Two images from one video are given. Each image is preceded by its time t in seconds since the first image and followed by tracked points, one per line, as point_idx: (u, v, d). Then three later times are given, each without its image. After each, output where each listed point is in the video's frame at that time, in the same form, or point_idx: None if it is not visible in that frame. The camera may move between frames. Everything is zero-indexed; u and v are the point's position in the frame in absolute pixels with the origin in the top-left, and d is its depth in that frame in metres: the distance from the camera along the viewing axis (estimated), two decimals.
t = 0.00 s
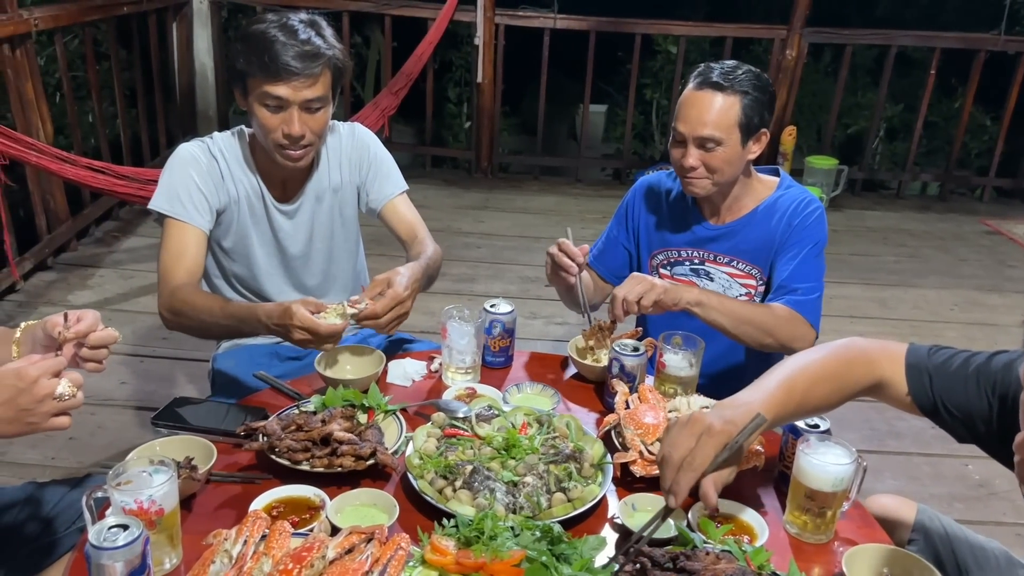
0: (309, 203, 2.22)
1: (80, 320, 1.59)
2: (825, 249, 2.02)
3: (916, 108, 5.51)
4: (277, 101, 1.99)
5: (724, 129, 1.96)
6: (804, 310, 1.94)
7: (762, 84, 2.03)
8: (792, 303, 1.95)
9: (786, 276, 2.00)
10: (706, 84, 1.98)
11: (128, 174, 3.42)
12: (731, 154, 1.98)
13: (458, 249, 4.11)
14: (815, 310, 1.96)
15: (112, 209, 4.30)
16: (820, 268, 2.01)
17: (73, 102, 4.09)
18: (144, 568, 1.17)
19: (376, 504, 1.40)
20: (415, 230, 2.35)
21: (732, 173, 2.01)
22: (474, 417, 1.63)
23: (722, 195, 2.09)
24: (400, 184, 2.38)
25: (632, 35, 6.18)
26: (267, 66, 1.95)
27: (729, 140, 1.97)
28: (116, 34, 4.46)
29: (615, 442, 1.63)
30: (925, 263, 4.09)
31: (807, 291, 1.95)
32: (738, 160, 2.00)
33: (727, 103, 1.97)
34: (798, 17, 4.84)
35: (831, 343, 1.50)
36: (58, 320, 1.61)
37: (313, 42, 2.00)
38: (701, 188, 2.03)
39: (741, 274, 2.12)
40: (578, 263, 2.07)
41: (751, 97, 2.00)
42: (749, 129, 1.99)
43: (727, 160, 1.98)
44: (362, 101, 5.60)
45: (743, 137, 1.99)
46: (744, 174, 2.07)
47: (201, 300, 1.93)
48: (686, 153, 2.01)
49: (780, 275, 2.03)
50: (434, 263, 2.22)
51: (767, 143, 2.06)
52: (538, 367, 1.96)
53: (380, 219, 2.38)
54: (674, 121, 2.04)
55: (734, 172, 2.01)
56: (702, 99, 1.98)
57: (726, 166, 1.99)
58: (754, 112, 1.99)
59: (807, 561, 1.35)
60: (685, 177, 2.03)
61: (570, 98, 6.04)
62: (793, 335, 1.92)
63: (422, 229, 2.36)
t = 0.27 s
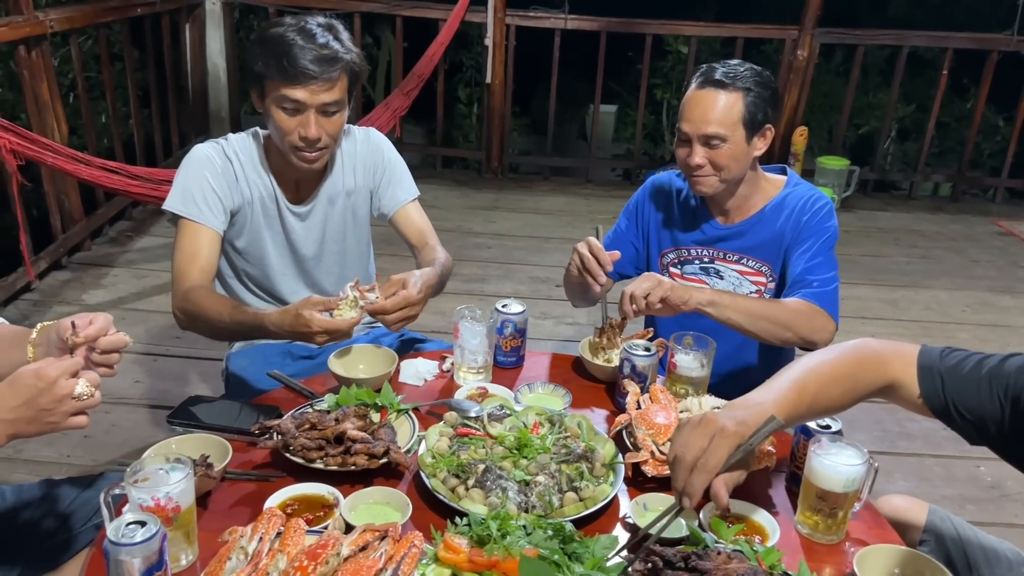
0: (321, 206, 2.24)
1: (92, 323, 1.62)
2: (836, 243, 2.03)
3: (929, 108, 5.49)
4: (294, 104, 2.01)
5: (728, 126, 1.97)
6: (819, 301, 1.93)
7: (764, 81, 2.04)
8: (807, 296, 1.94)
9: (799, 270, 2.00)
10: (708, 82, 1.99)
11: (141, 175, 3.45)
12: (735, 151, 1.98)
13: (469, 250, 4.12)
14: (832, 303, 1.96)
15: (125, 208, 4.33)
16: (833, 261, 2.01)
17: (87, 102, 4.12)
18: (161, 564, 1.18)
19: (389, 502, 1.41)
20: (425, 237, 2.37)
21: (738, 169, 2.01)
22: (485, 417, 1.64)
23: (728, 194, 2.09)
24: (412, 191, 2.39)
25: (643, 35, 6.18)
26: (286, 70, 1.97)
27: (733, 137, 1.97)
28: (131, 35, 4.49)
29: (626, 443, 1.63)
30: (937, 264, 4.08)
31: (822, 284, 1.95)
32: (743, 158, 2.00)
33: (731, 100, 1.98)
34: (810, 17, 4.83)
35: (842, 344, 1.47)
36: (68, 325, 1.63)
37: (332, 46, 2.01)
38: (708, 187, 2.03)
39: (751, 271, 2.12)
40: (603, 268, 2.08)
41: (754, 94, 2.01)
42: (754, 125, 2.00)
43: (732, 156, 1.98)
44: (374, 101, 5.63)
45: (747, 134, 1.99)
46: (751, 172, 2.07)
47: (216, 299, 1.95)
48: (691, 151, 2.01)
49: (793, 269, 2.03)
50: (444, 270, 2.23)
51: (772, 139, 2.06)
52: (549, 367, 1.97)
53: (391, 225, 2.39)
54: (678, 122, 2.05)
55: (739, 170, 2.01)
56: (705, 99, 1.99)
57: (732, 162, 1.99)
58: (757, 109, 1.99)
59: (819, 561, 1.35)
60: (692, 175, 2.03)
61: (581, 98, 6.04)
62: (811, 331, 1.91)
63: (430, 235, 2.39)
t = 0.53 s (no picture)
0: (334, 208, 2.25)
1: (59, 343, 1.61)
2: (847, 243, 2.03)
3: (943, 108, 5.47)
4: (305, 107, 2.03)
5: (739, 125, 1.98)
6: (833, 301, 1.94)
7: (777, 83, 2.05)
8: (820, 296, 1.94)
9: (811, 269, 2.00)
10: (722, 78, 2.00)
11: (157, 176, 3.49)
12: (744, 149, 1.98)
13: (481, 250, 4.13)
14: (845, 302, 1.96)
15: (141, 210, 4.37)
16: (845, 261, 2.01)
17: (103, 104, 4.16)
18: (178, 561, 1.20)
19: (403, 501, 1.43)
20: (434, 246, 2.38)
21: (745, 169, 2.01)
22: (498, 417, 1.65)
23: (737, 193, 2.09)
24: (424, 199, 2.40)
25: (655, 36, 6.19)
26: (297, 72, 1.99)
27: (743, 136, 1.98)
28: (146, 38, 4.53)
29: (637, 443, 1.64)
30: (951, 264, 4.06)
31: (835, 284, 1.95)
32: (752, 158, 2.00)
33: (743, 99, 1.99)
34: (823, 17, 4.82)
35: (849, 348, 1.47)
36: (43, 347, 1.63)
37: (342, 49, 2.03)
38: (714, 185, 2.04)
39: (763, 272, 2.13)
40: (611, 269, 2.08)
41: (766, 94, 2.01)
42: (764, 124, 2.00)
43: (741, 155, 1.99)
44: (386, 102, 5.65)
45: (756, 132, 1.99)
46: (761, 173, 2.06)
47: (237, 298, 1.98)
48: (700, 146, 2.02)
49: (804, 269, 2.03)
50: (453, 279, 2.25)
51: (782, 141, 2.06)
52: (561, 368, 1.98)
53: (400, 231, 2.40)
54: (691, 117, 2.07)
55: (747, 170, 2.01)
56: (720, 94, 2.00)
57: (739, 160, 1.99)
58: (769, 109, 2.00)
59: (831, 562, 1.36)
60: (699, 168, 2.04)
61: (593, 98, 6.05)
62: (826, 331, 1.91)
63: (439, 243, 2.40)
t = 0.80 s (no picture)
0: (341, 209, 2.26)
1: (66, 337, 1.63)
2: (851, 242, 2.02)
3: (952, 107, 5.44)
4: (309, 107, 2.04)
5: (744, 125, 1.97)
6: (837, 301, 1.93)
7: (783, 83, 2.04)
8: (825, 296, 1.94)
9: (817, 269, 2.00)
10: (727, 78, 2.01)
11: (166, 177, 3.51)
12: (750, 148, 1.98)
13: (489, 250, 4.14)
14: (848, 303, 1.95)
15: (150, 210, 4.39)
16: (850, 261, 2.00)
17: (113, 104, 4.18)
18: (188, 560, 1.21)
19: (411, 500, 1.43)
20: (444, 243, 2.39)
21: (751, 169, 2.01)
22: (506, 417, 1.65)
23: (743, 191, 2.09)
24: (432, 198, 2.41)
25: (663, 35, 6.18)
26: (300, 73, 2.00)
27: (749, 136, 1.98)
28: (155, 39, 4.55)
29: (644, 443, 1.64)
30: (960, 264, 4.04)
31: (839, 284, 1.94)
32: (758, 157, 2.00)
33: (748, 98, 1.99)
34: (832, 16, 4.80)
35: (859, 347, 1.47)
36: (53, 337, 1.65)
37: (344, 47, 2.03)
38: (719, 183, 2.04)
39: (768, 272, 2.12)
40: (611, 269, 2.09)
41: (771, 94, 2.01)
42: (769, 124, 1.99)
43: (746, 154, 1.98)
44: (394, 101, 5.66)
45: (762, 132, 1.99)
46: (767, 172, 2.06)
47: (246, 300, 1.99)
48: (705, 146, 2.03)
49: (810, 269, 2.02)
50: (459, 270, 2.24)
51: (788, 140, 2.06)
52: (568, 367, 1.98)
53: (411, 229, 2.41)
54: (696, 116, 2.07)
55: (753, 170, 2.01)
56: (726, 94, 2.00)
57: (745, 160, 1.99)
58: (774, 109, 1.99)
59: (838, 562, 1.35)
60: (704, 167, 2.04)
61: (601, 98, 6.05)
62: (831, 332, 1.91)
63: (448, 242, 2.41)
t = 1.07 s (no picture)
0: (344, 205, 2.26)
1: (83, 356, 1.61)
2: (857, 238, 2.01)
3: (960, 104, 5.41)
4: (302, 104, 2.03)
5: (745, 124, 1.96)
6: (844, 299, 1.92)
7: (784, 80, 2.03)
8: (831, 294, 1.93)
9: (823, 267, 1.99)
10: (727, 79, 1.99)
11: (171, 176, 3.51)
12: (753, 149, 1.97)
13: (494, 249, 4.13)
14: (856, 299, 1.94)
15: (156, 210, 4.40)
16: (856, 258, 2.00)
17: (119, 104, 4.19)
18: (193, 560, 1.21)
19: (415, 500, 1.43)
20: (449, 229, 2.36)
21: (755, 167, 2.00)
22: (510, 416, 1.65)
23: (748, 190, 2.08)
24: (435, 186, 2.40)
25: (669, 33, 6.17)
26: (295, 70, 2.00)
27: (751, 135, 1.96)
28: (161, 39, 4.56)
29: (649, 443, 1.64)
30: (968, 262, 4.02)
31: (846, 281, 1.94)
32: (761, 156, 1.99)
33: (749, 98, 1.97)
34: (838, 13, 4.78)
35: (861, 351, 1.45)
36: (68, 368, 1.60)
37: (337, 44, 2.03)
38: (725, 184, 2.04)
39: (774, 270, 2.11)
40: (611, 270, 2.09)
41: (772, 93, 1.99)
42: (771, 122, 1.98)
43: (750, 154, 1.97)
44: (399, 100, 5.66)
45: (765, 132, 1.98)
46: (771, 169, 2.05)
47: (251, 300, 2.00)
48: (709, 148, 2.02)
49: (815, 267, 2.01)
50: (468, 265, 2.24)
51: (791, 138, 2.04)
52: (572, 366, 1.97)
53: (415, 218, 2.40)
54: (698, 117, 2.06)
55: (756, 168, 2.00)
56: (726, 96, 1.98)
57: (747, 159, 1.98)
58: (775, 107, 1.98)
59: (844, 562, 1.35)
60: (709, 171, 2.04)
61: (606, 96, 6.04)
62: (838, 330, 1.90)
63: (455, 231, 2.37)
